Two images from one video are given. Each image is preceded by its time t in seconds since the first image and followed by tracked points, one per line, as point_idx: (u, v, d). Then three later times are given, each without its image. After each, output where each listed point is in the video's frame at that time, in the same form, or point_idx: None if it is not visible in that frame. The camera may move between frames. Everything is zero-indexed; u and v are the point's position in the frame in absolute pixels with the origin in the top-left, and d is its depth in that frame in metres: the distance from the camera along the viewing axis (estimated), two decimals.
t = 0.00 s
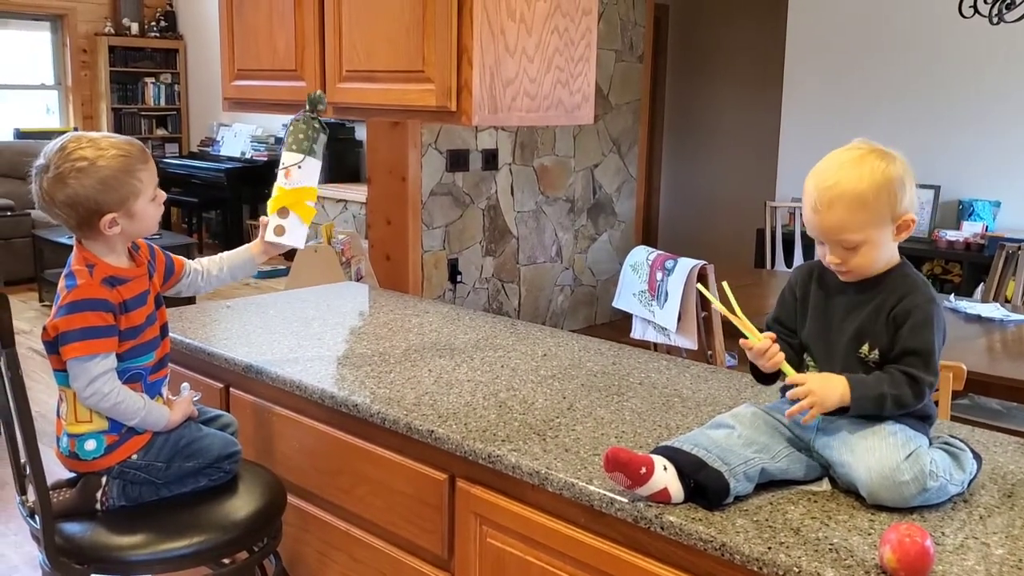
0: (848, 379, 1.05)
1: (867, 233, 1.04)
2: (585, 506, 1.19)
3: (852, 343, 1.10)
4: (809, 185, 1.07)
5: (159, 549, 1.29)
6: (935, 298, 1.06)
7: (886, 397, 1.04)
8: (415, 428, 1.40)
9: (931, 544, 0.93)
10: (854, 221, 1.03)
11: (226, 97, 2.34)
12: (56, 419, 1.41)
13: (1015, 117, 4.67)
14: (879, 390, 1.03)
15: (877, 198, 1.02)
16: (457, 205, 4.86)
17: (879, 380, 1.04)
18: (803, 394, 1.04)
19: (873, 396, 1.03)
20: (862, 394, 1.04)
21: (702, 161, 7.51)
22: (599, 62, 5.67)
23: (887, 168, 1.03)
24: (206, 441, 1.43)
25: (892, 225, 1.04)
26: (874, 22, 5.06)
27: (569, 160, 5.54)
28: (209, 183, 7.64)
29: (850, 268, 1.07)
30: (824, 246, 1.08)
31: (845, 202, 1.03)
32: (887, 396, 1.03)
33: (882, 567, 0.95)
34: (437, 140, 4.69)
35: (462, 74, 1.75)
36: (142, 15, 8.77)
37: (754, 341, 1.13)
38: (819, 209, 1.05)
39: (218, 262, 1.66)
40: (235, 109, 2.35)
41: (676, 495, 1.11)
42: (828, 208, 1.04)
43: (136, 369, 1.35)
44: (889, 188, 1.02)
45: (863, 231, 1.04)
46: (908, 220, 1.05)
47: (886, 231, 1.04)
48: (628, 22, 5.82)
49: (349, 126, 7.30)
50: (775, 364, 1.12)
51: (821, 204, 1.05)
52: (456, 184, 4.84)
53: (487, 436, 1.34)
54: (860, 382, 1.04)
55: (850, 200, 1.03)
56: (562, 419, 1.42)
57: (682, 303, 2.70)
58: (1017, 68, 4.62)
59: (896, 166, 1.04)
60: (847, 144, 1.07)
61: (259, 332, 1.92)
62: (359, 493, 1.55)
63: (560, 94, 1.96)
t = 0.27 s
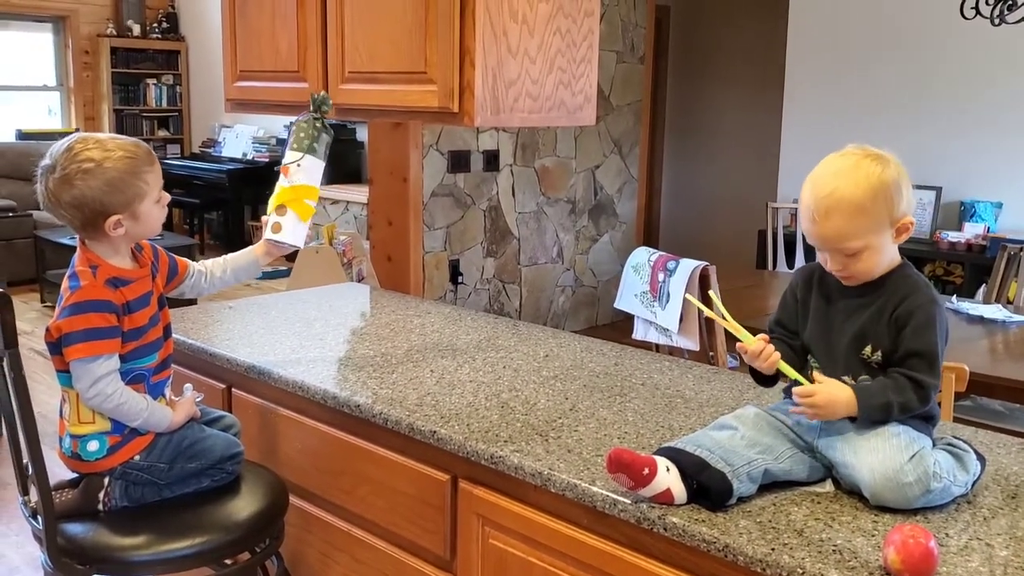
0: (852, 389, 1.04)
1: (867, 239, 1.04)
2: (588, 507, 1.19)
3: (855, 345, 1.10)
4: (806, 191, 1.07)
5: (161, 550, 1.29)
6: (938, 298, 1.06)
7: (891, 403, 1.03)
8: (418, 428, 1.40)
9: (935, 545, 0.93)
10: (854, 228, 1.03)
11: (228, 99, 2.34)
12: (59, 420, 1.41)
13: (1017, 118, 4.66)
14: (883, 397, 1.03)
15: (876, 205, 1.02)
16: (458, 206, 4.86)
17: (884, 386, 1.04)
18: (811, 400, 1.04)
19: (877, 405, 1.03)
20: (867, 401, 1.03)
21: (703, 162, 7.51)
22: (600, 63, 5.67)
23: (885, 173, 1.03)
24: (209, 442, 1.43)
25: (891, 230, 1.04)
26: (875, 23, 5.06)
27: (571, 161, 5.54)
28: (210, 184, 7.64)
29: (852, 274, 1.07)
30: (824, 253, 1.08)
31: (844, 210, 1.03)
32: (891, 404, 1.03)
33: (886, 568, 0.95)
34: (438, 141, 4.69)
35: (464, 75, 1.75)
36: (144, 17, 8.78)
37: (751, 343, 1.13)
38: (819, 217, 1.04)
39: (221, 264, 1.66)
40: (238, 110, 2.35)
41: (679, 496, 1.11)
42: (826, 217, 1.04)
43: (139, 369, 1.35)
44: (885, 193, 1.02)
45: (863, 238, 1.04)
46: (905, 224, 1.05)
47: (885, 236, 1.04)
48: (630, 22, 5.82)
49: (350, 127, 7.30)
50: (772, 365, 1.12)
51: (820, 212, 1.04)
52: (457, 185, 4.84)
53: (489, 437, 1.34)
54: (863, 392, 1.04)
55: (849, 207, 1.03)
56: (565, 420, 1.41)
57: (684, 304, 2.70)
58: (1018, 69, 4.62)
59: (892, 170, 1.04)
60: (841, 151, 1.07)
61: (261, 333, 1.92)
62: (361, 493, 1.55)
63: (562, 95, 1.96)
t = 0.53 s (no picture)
0: (855, 394, 1.04)
1: (871, 244, 1.04)
2: (589, 507, 1.19)
3: (860, 345, 1.10)
4: (808, 198, 1.06)
5: (162, 550, 1.29)
6: (943, 299, 1.05)
7: (895, 407, 1.03)
8: (419, 428, 1.40)
9: (937, 546, 0.93)
10: (858, 234, 1.03)
11: (230, 98, 2.34)
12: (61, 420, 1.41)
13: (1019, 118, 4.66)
14: (887, 401, 1.03)
15: (879, 210, 1.02)
16: (460, 206, 4.86)
17: (888, 389, 1.04)
18: (817, 405, 1.04)
19: (881, 408, 1.03)
20: (872, 406, 1.04)
21: (704, 162, 7.51)
22: (602, 63, 5.68)
23: (886, 177, 1.03)
24: (210, 442, 1.43)
25: (895, 234, 1.04)
26: (877, 23, 5.06)
27: (572, 161, 5.54)
28: (211, 184, 7.65)
29: (857, 277, 1.07)
30: (829, 260, 1.08)
31: (847, 217, 1.03)
32: (896, 407, 1.03)
33: (888, 568, 0.95)
34: (440, 141, 4.69)
35: (466, 76, 1.75)
36: (146, 16, 8.79)
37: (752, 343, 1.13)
38: (822, 225, 1.04)
39: (224, 266, 1.65)
40: (239, 110, 2.35)
41: (681, 496, 1.10)
42: (830, 224, 1.04)
43: (141, 370, 1.35)
44: (887, 197, 1.02)
45: (867, 243, 1.04)
46: (909, 226, 1.05)
47: (889, 240, 1.04)
48: (631, 22, 5.82)
49: (351, 127, 7.30)
50: (772, 366, 1.12)
51: (823, 220, 1.04)
52: (458, 185, 4.84)
53: (491, 437, 1.34)
54: (866, 396, 1.04)
55: (852, 214, 1.02)
56: (567, 420, 1.41)
57: (685, 304, 2.70)
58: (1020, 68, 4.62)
59: (894, 172, 1.03)
60: (840, 156, 1.07)
61: (263, 332, 1.92)
62: (363, 493, 1.55)
63: (564, 95, 1.96)
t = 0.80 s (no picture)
0: (858, 396, 1.05)
1: (874, 248, 1.04)
2: (591, 507, 1.19)
3: (865, 345, 1.10)
4: (809, 206, 1.06)
5: (165, 549, 1.29)
6: (949, 300, 1.06)
7: (899, 409, 1.04)
8: (421, 427, 1.40)
9: (939, 545, 0.93)
10: (862, 239, 1.03)
11: (232, 97, 2.34)
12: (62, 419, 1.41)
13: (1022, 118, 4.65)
14: (891, 403, 1.03)
15: (880, 214, 1.02)
16: (461, 205, 4.86)
17: (892, 391, 1.04)
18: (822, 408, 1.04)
19: (885, 410, 1.04)
20: (876, 408, 1.04)
21: (707, 162, 7.50)
22: (604, 62, 5.67)
23: (886, 181, 1.02)
24: (213, 441, 1.43)
25: (898, 237, 1.05)
26: (879, 23, 5.05)
27: (574, 160, 5.54)
28: (213, 183, 7.65)
29: (862, 281, 1.07)
30: (834, 265, 1.08)
31: (849, 224, 1.03)
32: (900, 409, 1.04)
33: (890, 568, 0.95)
34: (442, 140, 4.68)
35: (468, 75, 1.75)
36: (148, 15, 8.79)
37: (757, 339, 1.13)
38: (825, 232, 1.05)
39: (226, 265, 1.65)
40: (242, 109, 2.35)
41: (683, 495, 1.10)
42: (832, 232, 1.04)
43: (143, 369, 1.36)
44: (889, 200, 1.02)
45: (871, 247, 1.04)
46: (911, 228, 1.05)
47: (893, 243, 1.05)
48: (634, 22, 5.82)
49: (354, 126, 7.31)
50: (778, 365, 1.11)
51: (825, 227, 1.04)
52: (460, 184, 4.84)
53: (493, 436, 1.34)
54: (870, 398, 1.04)
55: (854, 221, 1.03)
56: (569, 419, 1.41)
57: (687, 304, 2.70)
58: None
59: (893, 174, 1.03)
60: (837, 162, 1.06)
61: (265, 331, 1.92)
62: (365, 492, 1.55)
63: (566, 94, 1.96)
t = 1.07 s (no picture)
0: (864, 398, 1.04)
1: (876, 251, 1.04)
2: (592, 506, 1.19)
3: (867, 346, 1.09)
4: (810, 209, 1.06)
5: (166, 548, 1.29)
6: (951, 300, 1.05)
7: (903, 410, 1.03)
8: (422, 426, 1.40)
9: (941, 545, 0.93)
10: (863, 243, 1.03)
11: (234, 97, 2.34)
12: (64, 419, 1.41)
13: None
14: (895, 405, 1.03)
15: (881, 216, 1.02)
16: (463, 205, 4.86)
17: (895, 393, 1.04)
18: (827, 408, 1.04)
19: (888, 412, 1.03)
20: (880, 410, 1.03)
21: (709, 161, 7.50)
22: (606, 61, 5.67)
23: (885, 183, 1.02)
24: (214, 440, 1.43)
25: (899, 238, 1.04)
26: (882, 22, 5.05)
27: (576, 159, 5.54)
28: (216, 183, 7.66)
29: (864, 282, 1.07)
30: (836, 266, 1.08)
31: (850, 228, 1.03)
32: (903, 410, 1.03)
33: (892, 568, 0.94)
34: (444, 139, 4.68)
35: (470, 74, 1.75)
36: (150, 15, 8.80)
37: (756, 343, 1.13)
38: (826, 237, 1.04)
39: (228, 267, 1.65)
40: (243, 109, 2.35)
41: (685, 495, 1.10)
42: (834, 235, 1.04)
43: (143, 369, 1.36)
44: (890, 202, 1.02)
45: (873, 250, 1.04)
46: (912, 227, 1.04)
47: (895, 244, 1.04)
48: (636, 21, 5.81)
49: (356, 125, 7.31)
50: (776, 367, 1.12)
51: (826, 232, 1.04)
52: (462, 183, 4.84)
53: (494, 435, 1.34)
54: (874, 400, 1.04)
55: (855, 225, 1.02)
56: (570, 419, 1.41)
57: (689, 303, 2.70)
58: None
59: (892, 175, 1.03)
60: (835, 164, 1.06)
61: (267, 330, 1.92)
62: (366, 491, 1.55)
63: (568, 93, 1.96)
